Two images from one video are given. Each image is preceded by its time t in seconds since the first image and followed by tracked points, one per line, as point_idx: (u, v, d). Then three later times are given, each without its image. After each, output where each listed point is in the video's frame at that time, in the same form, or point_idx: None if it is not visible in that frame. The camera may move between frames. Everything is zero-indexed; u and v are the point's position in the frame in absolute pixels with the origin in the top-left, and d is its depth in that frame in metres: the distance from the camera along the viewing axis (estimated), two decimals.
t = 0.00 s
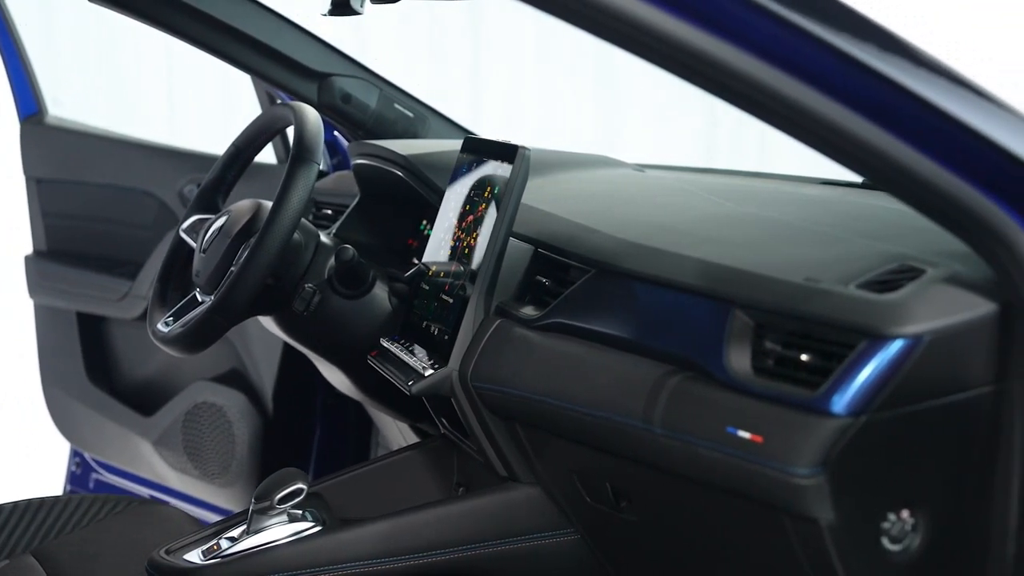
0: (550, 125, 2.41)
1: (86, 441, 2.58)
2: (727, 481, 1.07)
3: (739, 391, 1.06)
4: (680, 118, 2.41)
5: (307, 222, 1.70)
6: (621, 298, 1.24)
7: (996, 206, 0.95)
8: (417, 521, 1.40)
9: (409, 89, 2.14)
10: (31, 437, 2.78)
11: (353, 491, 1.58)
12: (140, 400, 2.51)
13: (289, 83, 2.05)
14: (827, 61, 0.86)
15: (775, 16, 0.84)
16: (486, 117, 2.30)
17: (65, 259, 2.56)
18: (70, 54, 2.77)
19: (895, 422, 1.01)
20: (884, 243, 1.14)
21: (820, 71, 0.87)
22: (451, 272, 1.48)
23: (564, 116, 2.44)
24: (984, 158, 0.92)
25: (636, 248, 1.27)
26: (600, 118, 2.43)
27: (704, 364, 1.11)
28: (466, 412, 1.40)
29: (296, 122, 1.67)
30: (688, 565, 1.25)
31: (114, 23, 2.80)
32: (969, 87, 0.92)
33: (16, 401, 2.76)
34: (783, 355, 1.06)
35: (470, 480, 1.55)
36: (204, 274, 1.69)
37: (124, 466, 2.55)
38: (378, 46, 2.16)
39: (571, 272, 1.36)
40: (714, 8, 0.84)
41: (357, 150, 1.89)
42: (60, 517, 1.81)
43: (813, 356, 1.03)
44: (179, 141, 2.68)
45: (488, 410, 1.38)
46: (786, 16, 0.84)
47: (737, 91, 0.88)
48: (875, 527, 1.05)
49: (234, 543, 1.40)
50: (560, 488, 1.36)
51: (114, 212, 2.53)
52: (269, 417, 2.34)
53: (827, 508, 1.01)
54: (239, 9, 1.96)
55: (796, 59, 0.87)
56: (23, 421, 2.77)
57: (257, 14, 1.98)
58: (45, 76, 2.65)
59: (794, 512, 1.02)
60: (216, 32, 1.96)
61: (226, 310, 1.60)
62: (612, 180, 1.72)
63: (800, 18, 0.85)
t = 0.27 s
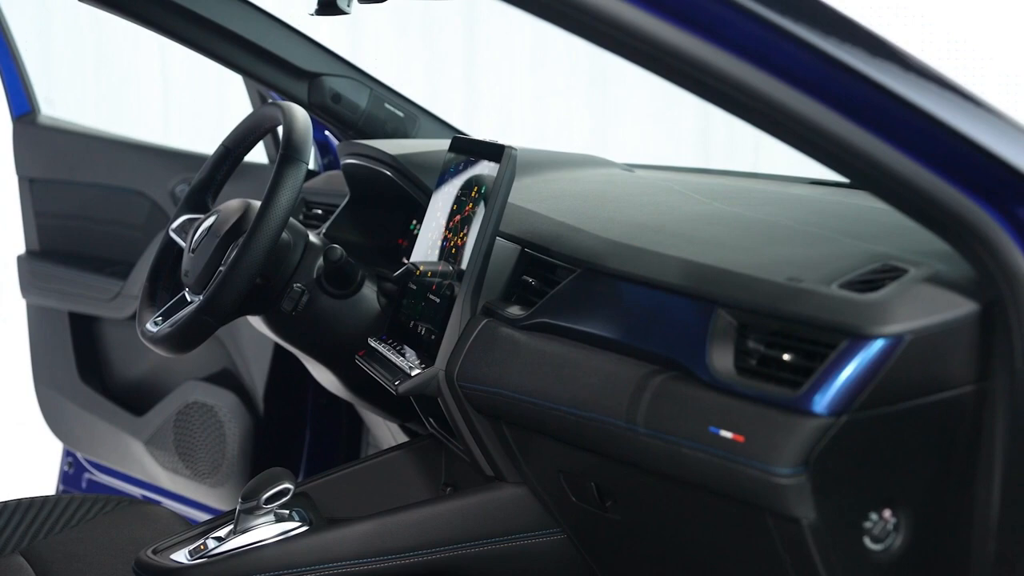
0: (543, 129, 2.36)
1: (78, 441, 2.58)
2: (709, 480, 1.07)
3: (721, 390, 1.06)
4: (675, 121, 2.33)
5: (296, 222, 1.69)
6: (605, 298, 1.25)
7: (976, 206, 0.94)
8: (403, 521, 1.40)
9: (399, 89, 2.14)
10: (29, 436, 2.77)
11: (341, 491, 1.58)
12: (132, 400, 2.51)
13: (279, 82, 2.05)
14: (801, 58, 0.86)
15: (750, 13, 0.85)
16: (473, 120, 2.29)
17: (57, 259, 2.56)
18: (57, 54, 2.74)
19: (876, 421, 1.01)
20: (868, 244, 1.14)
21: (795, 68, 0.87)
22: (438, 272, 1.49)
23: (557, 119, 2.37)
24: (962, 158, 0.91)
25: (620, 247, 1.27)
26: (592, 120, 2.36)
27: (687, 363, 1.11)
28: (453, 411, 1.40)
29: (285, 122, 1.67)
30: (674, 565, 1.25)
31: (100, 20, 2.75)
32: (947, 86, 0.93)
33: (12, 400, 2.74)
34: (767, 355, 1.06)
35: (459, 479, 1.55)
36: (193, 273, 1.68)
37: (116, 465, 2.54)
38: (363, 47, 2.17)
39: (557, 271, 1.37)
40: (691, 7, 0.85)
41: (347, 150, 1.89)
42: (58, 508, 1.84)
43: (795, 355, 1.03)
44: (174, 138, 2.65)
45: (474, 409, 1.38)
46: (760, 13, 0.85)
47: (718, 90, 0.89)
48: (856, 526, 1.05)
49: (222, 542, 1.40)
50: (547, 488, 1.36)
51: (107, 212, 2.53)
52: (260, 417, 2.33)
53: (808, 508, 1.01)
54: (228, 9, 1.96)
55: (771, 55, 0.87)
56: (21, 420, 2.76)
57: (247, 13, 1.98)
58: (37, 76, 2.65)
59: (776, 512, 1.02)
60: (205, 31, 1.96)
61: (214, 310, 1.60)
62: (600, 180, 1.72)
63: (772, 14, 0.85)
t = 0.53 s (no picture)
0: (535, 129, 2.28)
1: (70, 441, 2.57)
2: (690, 480, 1.07)
3: (703, 390, 1.06)
4: (677, 124, 2.18)
5: (284, 222, 1.69)
6: (590, 298, 1.24)
7: (955, 206, 0.94)
8: (389, 521, 1.40)
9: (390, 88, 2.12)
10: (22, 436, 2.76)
11: (327, 491, 1.58)
12: (124, 400, 2.51)
13: (268, 82, 2.05)
14: (778, 58, 0.86)
15: (727, 12, 0.85)
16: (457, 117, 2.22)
17: (49, 258, 2.55)
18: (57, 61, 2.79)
19: (857, 421, 1.01)
20: (851, 244, 1.14)
21: (772, 67, 0.87)
22: (423, 272, 1.48)
23: (557, 120, 2.27)
24: (942, 158, 0.91)
25: (605, 248, 1.27)
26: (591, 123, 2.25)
27: (670, 363, 1.11)
28: (438, 411, 1.40)
29: (273, 122, 1.67)
30: (660, 565, 1.25)
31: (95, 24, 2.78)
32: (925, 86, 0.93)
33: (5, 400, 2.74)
34: (749, 355, 1.06)
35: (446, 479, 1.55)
36: (181, 274, 1.69)
37: (107, 465, 2.54)
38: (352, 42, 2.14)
39: (542, 271, 1.36)
40: (668, 7, 0.85)
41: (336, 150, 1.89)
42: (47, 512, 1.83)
43: (777, 355, 1.03)
44: (167, 138, 2.64)
45: (459, 409, 1.38)
46: (737, 13, 0.85)
47: (697, 88, 0.89)
48: (838, 526, 1.05)
49: (208, 542, 1.40)
50: (532, 488, 1.36)
51: (98, 212, 2.53)
52: (251, 416, 2.33)
53: (789, 507, 1.01)
54: (218, 9, 1.96)
55: (749, 54, 0.87)
56: (13, 420, 2.76)
57: (236, 13, 1.98)
58: (31, 76, 2.65)
59: (757, 512, 1.02)
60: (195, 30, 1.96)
61: (202, 309, 1.60)
62: (589, 180, 1.72)
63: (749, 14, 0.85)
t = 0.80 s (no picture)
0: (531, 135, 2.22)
1: (63, 441, 2.57)
2: (673, 479, 1.07)
3: (687, 390, 1.06)
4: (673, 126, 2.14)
5: (273, 222, 1.69)
6: (576, 297, 1.24)
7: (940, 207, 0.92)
8: (376, 521, 1.40)
9: (382, 88, 2.12)
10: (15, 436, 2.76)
11: (315, 491, 1.58)
12: (117, 400, 2.50)
13: (259, 82, 2.05)
14: (760, 56, 0.88)
15: (708, 13, 0.87)
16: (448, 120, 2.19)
17: (42, 258, 2.55)
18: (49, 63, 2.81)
19: (839, 421, 1.01)
20: (838, 243, 1.14)
21: (751, 66, 0.88)
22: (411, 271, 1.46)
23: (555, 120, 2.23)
24: (925, 157, 0.90)
25: (592, 247, 1.27)
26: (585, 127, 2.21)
27: (654, 363, 1.11)
28: (426, 410, 1.40)
29: (262, 122, 1.67)
30: (647, 566, 1.24)
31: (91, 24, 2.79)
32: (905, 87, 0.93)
33: None
34: (733, 355, 1.06)
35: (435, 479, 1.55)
36: (171, 273, 1.68)
37: (100, 465, 2.53)
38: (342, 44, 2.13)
39: (530, 271, 1.36)
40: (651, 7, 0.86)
41: (326, 150, 1.88)
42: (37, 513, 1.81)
43: (760, 355, 1.03)
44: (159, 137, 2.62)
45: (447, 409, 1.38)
46: (721, 14, 0.87)
47: (679, 88, 0.89)
48: (821, 526, 1.05)
49: (195, 542, 1.40)
50: (520, 488, 1.36)
51: (92, 212, 2.53)
52: (243, 416, 2.33)
53: (771, 507, 1.01)
54: (208, 9, 1.96)
55: (728, 53, 0.88)
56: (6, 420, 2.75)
57: (227, 13, 1.98)
58: (24, 77, 2.65)
59: (740, 511, 1.03)
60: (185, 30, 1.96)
61: (191, 309, 1.60)
62: (580, 180, 1.71)
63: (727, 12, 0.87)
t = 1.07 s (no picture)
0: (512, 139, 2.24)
1: (55, 441, 2.56)
2: (654, 479, 1.07)
3: (668, 390, 1.06)
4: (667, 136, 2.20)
5: (261, 221, 1.69)
6: (560, 297, 1.24)
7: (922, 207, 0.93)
8: (361, 521, 1.40)
9: (372, 87, 2.11)
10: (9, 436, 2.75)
11: (302, 491, 1.58)
12: (109, 400, 2.49)
13: (249, 82, 2.04)
14: (737, 55, 0.87)
15: (685, 13, 0.87)
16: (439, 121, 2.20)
17: (36, 258, 2.54)
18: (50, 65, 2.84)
19: (820, 422, 1.01)
20: (821, 243, 1.14)
21: (730, 66, 0.88)
22: (396, 271, 1.44)
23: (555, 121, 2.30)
24: (904, 158, 0.91)
25: (577, 247, 1.26)
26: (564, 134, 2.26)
27: (636, 363, 1.11)
28: (412, 411, 1.40)
29: (249, 122, 1.66)
30: (632, 565, 1.24)
31: (87, 27, 2.81)
32: (882, 88, 0.93)
33: None
34: (714, 355, 1.06)
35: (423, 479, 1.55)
36: (158, 273, 1.68)
37: (92, 465, 2.53)
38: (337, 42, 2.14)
39: (515, 271, 1.36)
40: (629, 9, 0.86)
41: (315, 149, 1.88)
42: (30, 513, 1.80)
43: (741, 355, 1.03)
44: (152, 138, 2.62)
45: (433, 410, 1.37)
46: (699, 14, 0.87)
47: (658, 89, 0.89)
48: (803, 526, 1.05)
49: (181, 541, 1.40)
50: (505, 488, 1.36)
51: (86, 212, 2.52)
52: (236, 417, 2.31)
53: (751, 506, 1.01)
54: (198, 9, 1.95)
55: (706, 53, 0.87)
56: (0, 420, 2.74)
57: (217, 13, 1.97)
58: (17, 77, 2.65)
59: (720, 511, 1.03)
60: (175, 30, 1.96)
61: (177, 309, 1.60)
62: (568, 180, 1.71)
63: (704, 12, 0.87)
